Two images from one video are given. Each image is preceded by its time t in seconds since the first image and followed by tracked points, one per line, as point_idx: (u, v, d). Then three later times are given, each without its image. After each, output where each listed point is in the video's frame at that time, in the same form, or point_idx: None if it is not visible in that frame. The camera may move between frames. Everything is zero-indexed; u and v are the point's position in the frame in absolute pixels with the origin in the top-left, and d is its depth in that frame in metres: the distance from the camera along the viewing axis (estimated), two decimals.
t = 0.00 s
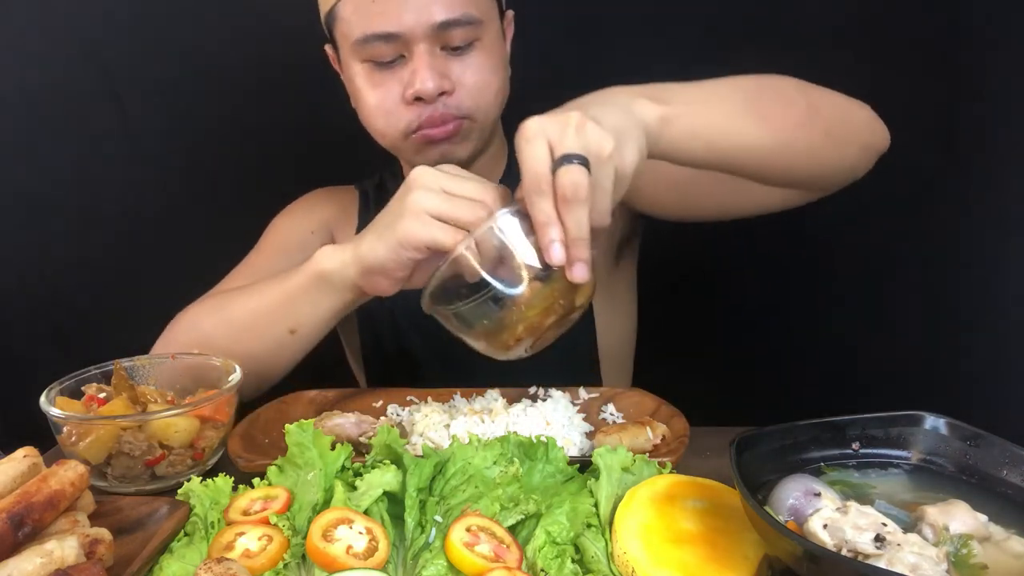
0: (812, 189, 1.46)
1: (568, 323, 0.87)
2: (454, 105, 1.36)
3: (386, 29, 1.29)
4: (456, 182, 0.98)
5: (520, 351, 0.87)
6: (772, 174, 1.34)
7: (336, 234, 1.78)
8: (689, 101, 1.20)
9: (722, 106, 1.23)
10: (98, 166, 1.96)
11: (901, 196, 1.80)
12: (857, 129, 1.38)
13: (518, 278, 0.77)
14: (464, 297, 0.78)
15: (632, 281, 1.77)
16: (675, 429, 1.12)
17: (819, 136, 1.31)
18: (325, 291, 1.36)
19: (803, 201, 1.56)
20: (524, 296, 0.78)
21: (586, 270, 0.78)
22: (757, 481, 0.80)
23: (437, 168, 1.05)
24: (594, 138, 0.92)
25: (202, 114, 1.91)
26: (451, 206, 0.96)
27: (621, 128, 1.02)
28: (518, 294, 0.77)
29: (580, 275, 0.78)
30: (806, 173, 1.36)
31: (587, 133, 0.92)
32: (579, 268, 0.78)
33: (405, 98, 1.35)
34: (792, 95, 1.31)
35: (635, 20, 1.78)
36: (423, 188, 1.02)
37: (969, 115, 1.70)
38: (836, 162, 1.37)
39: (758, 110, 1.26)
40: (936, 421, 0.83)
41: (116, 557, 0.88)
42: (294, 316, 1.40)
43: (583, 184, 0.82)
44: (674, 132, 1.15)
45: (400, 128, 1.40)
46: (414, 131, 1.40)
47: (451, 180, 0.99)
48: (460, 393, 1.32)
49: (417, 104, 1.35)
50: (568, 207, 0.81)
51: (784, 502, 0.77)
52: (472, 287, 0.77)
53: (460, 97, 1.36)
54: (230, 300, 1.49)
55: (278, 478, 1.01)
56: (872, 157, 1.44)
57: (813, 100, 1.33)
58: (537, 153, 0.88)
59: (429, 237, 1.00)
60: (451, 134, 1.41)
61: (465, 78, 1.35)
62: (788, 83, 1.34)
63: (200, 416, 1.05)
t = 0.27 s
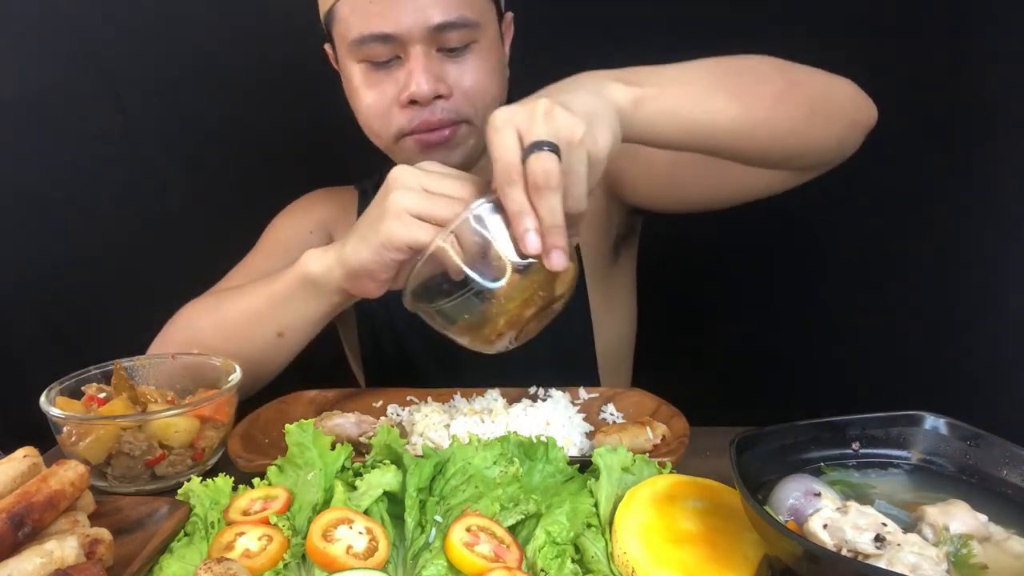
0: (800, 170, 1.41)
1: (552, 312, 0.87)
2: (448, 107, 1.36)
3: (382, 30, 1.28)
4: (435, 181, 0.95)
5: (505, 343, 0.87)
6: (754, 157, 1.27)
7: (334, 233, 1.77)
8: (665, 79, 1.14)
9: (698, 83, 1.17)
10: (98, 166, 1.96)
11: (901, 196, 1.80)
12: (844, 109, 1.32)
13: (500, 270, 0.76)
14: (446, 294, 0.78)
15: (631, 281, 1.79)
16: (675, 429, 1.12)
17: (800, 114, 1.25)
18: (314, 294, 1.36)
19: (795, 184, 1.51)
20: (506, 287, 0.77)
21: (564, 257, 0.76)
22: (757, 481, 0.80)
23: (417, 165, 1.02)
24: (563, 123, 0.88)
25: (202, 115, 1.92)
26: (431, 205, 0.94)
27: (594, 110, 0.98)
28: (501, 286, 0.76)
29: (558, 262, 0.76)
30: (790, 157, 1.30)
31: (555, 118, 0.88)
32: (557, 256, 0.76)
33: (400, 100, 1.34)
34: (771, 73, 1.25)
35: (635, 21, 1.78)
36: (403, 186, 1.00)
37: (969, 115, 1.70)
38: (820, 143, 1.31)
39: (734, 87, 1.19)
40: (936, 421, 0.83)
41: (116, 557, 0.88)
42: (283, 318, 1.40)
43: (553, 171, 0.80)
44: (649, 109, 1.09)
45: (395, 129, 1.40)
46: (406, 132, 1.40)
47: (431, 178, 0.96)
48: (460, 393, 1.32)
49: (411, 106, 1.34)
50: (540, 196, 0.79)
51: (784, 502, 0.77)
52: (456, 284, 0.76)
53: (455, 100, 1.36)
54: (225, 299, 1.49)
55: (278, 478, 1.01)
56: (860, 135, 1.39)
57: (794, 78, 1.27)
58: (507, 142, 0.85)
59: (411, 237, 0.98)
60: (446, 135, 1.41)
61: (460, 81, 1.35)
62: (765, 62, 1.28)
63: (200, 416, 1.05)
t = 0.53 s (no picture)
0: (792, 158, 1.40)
1: (540, 307, 0.85)
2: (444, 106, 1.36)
3: (378, 29, 1.28)
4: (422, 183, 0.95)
5: (494, 341, 0.86)
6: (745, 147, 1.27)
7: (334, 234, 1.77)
8: (648, 71, 1.14)
9: (680, 74, 1.16)
10: (98, 166, 1.96)
11: (901, 196, 1.80)
12: (831, 97, 1.31)
13: (487, 267, 0.75)
14: (434, 295, 0.79)
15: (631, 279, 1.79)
16: (675, 429, 1.12)
17: (785, 101, 1.24)
18: (302, 298, 1.37)
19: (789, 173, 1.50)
20: (492, 284, 0.76)
21: (546, 247, 0.75)
22: (757, 481, 0.80)
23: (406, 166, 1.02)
24: (538, 113, 0.88)
25: (202, 115, 1.92)
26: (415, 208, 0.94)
27: (572, 101, 0.97)
28: (488, 282, 0.76)
29: (539, 253, 0.75)
30: (779, 146, 1.30)
31: (529, 109, 0.88)
32: (538, 246, 0.75)
33: (397, 99, 1.34)
34: (753, 62, 1.25)
35: (635, 21, 1.78)
36: (387, 189, 1.00)
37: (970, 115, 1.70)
38: (808, 130, 1.30)
39: (717, 77, 1.19)
40: (936, 421, 0.83)
41: (116, 557, 0.88)
42: (272, 323, 1.40)
43: (528, 161, 0.80)
44: (632, 100, 1.08)
45: (392, 128, 1.40)
46: (403, 131, 1.40)
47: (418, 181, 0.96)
48: (460, 393, 1.32)
49: (408, 105, 1.34)
50: (517, 188, 0.79)
51: (784, 502, 0.77)
52: (445, 285, 0.77)
53: (451, 100, 1.35)
54: (218, 303, 1.49)
55: (278, 478, 1.01)
56: (851, 121, 1.38)
57: (778, 66, 1.27)
58: (483, 136, 0.85)
59: (395, 237, 0.99)
60: (443, 135, 1.40)
61: (457, 82, 1.35)
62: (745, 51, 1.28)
63: (200, 416, 1.05)
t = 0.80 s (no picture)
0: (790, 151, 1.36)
1: (533, 301, 0.84)
2: (443, 106, 1.35)
3: (377, 28, 1.29)
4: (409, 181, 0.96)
5: (488, 337, 0.86)
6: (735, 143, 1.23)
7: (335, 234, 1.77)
8: (634, 64, 1.10)
9: (670, 65, 1.11)
10: (99, 166, 1.96)
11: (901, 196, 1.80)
12: (822, 92, 1.28)
13: (479, 262, 0.76)
14: (430, 294, 0.79)
15: (630, 279, 1.79)
16: (675, 429, 1.12)
17: (776, 93, 1.19)
18: (296, 304, 1.38)
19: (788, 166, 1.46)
20: (484, 279, 0.76)
21: (535, 239, 0.75)
22: (757, 481, 0.80)
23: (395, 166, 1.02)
24: (523, 106, 0.87)
25: (202, 115, 1.92)
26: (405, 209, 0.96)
27: (560, 95, 0.96)
28: (480, 278, 0.76)
29: (528, 245, 0.74)
30: (771, 140, 1.25)
31: (514, 102, 0.87)
32: (527, 238, 0.74)
33: (396, 98, 1.34)
34: (742, 53, 1.20)
35: (634, 22, 1.78)
36: (377, 192, 1.00)
37: (970, 115, 1.70)
38: (799, 124, 1.26)
39: (709, 66, 1.15)
40: (936, 421, 0.83)
41: (116, 557, 0.88)
42: (267, 327, 1.40)
43: (514, 152, 0.79)
44: (620, 93, 1.05)
45: (391, 127, 1.40)
46: (403, 131, 1.40)
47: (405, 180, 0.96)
48: (460, 393, 1.33)
49: (406, 104, 1.34)
50: (505, 181, 0.79)
51: (784, 502, 0.77)
52: (440, 284, 0.77)
53: (450, 100, 1.35)
54: (214, 307, 1.48)
55: (278, 478, 1.01)
56: (844, 112, 1.35)
57: (768, 57, 1.22)
58: (470, 131, 0.85)
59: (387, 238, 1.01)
60: (441, 134, 1.40)
61: (455, 82, 1.34)
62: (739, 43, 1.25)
63: (200, 416, 1.05)
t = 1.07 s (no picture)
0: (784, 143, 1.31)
1: (527, 300, 0.85)
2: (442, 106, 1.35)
3: (380, 27, 1.29)
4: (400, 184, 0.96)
5: (483, 337, 0.86)
6: (724, 137, 1.19)
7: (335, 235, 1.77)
8: (622, 59, 1.07)
9: (658, 60, 1.08)
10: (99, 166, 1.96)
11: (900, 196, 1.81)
12: (813, 80, 1.22)
13: (473, 263, 0.76)
14: (424, 296, 0.79)
15: (629, 279, 1.78)
16: (675, 429, 1.12)
17: (766, 85, 1.15)
18: (290, 309, 1.38)
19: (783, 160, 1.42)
20: (478, 280, 0.76)
21: (526, 236, 0.75)
22: (757, 481, 0.80)
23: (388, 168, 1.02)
24: (508, 104, 0.86)
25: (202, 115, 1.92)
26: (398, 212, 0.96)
27: (547, 92, 0.94)
28: (474, 279, 0.76)
29: (519, 243, 0.75)
30: (762, 132, 1.21)
31: (498, 100, 0.86)
32: (517, 237, 0.75)
33: (396, 97, 1.34)
34: (729, 45, 1.16)
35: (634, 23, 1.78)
36: (369, 196, 1.01)
37: (969, 115, 1.70)
38: (791, 115, 1.21)
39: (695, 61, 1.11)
40: (936, 421, 0.83)
41: (116, 557, 0.88)
42: (264, 330, 1.40)
43: (500, 151, 0.79)
44: (610, 87, 1.02)
45: (390, 126, 1.39)
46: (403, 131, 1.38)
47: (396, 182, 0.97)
48: (460, 393, 1.33)
49: (407, 103, 1.34)
50: (492, 179, 0.79)
51: (784, 502, 0.77)
52: (435, 286, 0.77)
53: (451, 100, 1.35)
54: (212, 309, 1.49)
55: (278, 478, 1.01)
56: (837, 103, 1.29)
57: (757, 49, 1.17)
58: (456, 131, 0.84)
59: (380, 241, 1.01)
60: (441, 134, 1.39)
61: (455, 83, 1.34)
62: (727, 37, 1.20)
63: (200, 416, 1.05)
